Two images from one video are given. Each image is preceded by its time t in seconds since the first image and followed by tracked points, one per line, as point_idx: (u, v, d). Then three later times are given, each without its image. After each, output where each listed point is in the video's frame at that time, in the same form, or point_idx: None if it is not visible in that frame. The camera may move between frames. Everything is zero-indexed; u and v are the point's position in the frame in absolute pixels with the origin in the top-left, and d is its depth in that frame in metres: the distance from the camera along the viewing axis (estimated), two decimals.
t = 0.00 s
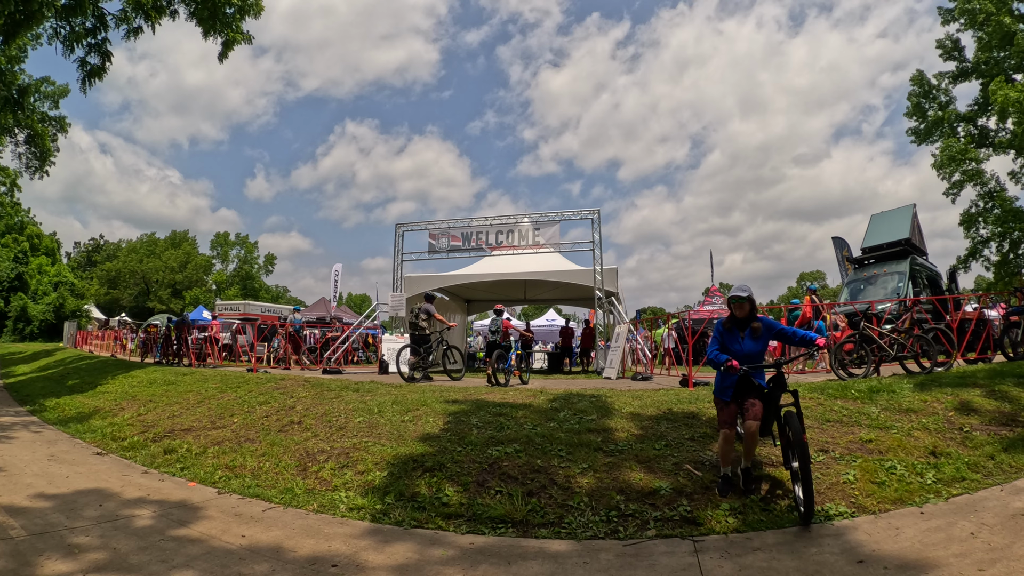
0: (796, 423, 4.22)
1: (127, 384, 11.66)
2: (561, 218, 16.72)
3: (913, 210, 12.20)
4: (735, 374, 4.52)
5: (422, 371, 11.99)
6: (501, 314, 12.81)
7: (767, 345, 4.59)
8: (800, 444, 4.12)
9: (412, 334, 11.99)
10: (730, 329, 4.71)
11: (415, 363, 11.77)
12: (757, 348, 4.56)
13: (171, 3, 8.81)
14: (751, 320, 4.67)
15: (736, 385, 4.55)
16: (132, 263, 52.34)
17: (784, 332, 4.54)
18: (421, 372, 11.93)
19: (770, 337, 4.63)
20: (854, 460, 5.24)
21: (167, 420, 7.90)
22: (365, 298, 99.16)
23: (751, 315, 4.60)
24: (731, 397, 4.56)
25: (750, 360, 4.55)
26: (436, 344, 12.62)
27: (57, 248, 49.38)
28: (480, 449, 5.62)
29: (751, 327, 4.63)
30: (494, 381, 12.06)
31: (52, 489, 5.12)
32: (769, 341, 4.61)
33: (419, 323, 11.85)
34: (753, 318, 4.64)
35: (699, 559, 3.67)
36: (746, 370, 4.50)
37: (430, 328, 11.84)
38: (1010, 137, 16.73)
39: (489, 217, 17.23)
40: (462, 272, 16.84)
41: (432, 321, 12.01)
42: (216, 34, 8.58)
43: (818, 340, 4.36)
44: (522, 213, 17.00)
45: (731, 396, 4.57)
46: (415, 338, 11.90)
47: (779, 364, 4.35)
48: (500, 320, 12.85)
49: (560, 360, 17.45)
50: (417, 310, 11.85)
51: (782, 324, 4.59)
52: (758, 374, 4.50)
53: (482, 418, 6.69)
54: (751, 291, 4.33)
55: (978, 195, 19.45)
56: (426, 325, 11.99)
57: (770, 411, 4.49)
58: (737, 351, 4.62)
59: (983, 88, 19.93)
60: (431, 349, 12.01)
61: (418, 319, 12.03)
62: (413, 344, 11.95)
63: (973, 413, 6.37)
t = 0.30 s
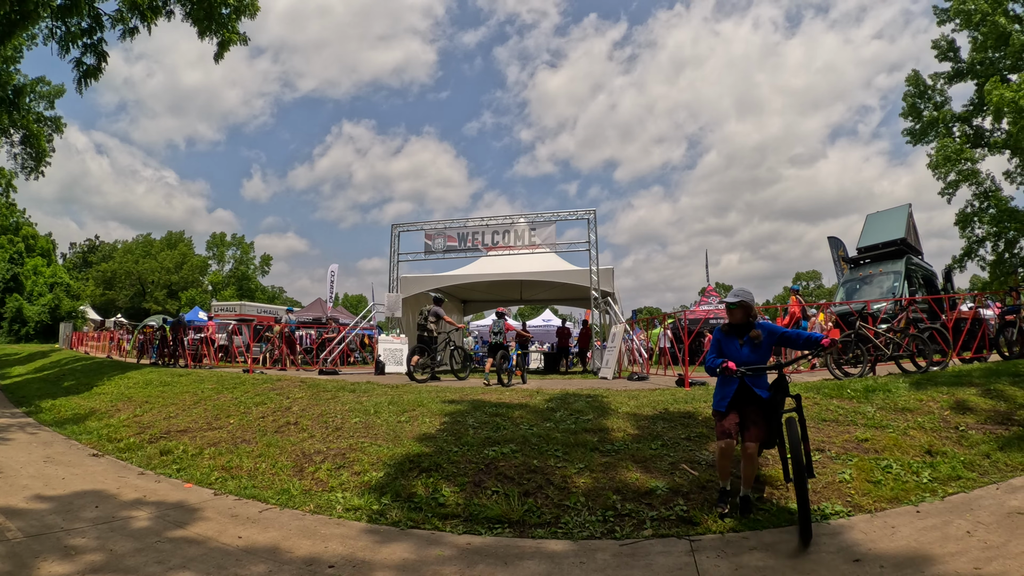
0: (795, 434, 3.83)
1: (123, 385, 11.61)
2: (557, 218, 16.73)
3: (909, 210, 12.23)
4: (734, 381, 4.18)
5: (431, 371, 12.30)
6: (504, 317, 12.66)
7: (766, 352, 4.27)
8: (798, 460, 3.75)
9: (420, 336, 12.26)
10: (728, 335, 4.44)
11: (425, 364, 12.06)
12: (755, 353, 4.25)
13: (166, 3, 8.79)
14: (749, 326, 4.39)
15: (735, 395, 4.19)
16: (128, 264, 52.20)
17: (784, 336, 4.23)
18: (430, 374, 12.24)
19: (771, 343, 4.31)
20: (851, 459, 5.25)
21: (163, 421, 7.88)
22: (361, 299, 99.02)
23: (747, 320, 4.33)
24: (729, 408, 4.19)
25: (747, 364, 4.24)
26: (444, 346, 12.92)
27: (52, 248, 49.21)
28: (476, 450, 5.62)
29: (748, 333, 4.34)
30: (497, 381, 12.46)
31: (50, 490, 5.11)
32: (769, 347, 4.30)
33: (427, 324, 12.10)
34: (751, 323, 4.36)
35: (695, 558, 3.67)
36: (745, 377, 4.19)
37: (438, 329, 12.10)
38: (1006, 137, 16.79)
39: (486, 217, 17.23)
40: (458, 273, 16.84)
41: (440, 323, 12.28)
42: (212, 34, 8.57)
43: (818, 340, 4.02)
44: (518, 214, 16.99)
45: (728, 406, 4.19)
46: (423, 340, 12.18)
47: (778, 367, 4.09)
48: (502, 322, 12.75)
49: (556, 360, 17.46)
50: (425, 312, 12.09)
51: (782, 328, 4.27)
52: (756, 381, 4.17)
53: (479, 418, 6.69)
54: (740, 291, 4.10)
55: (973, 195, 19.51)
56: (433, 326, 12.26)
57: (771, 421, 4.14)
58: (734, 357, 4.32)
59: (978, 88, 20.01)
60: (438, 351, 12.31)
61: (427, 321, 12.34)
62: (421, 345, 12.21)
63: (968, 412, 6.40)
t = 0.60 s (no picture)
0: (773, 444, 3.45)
1: (118, 387, 11.56)
2: (552, 218, 16.74)
3: (903, 209, 12.27)
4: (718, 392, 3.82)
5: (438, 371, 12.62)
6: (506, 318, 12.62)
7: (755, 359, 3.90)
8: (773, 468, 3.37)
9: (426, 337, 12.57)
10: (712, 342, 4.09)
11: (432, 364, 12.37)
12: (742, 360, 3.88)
13: (162, 4, 8.77)
14: (735, 334, 4.04)
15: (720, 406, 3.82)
16: (123, 265, 52.07)
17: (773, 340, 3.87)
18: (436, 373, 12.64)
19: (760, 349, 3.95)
20: (846, 459, 5.26)
21: (159, 422, 7.87)
22: (357, 300, 98.87)
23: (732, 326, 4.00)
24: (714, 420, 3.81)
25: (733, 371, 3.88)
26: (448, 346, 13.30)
27: (47, 249, 49.03)
28: (472, 450, 5.62)
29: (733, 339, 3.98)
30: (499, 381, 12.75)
31: (45, 492, 5.09)
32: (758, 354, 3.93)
33: (433, 326, 12.41)
34: (737, 329, 4.01)
35: (691, 558, 3.68)
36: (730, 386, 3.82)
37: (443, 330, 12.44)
38: (1000, 137, 16.87)
39: (481, 217, 17.23)
40: (454, 273, 16.83)
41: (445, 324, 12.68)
42: (207, 35, 8.55)
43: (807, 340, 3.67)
44: (514, 214, 16.99)
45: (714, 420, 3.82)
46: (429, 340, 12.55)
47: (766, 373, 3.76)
48: (503, 322, 12.75)
49: (552, 360, 17.48)
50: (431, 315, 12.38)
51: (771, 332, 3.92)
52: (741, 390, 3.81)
53: (474, 419, 6.69)
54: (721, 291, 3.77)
55: (968, 194, 19.59)
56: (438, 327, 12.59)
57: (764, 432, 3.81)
58: (718, 365, 3.95)
59: (973, 89, 20.09)
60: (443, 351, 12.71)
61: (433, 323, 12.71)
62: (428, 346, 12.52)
63: (963, 410, 6.43)
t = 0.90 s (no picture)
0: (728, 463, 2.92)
1: (113, 388, 11.52)
2: (547, 219, 16.75)
3: (897, 209, 12.32)
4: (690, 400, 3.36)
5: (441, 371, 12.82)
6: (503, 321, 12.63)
7: (736, 360, 3.35)
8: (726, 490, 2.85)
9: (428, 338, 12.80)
10: (692, 337, 3.58)
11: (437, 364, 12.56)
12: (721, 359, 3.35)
13: (156, 4, 8.74)
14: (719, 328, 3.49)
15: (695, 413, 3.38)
16: (118, 266, 51.87)
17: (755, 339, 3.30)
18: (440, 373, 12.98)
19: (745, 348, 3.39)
20: (840, 457, 5.29)
21: (154, 423, 7.84)
22: (353, 300, 98.70)
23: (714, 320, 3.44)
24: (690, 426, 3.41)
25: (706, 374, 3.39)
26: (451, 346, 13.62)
27: (41, 250, 48.79)
28: (467, 450, 5.62)
29: (712, 336, 3.44)
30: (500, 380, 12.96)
31: (41, 494, 5.07)
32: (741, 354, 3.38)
33: (436, 327, 12.68)
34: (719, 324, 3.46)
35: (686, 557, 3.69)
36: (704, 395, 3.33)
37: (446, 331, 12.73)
38: (994, 137, 16.95)
39: (476, 218, 17.22)
40: (449, 274, 16.82)
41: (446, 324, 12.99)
42: (201, 35, 8.52)
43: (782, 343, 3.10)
44: (509, 214, 16.99)
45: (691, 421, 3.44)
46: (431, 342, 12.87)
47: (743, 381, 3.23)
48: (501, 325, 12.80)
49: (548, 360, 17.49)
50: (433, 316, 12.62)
51: (753, 329, 3.34)
52: (717, 396, 3.26)
53: (470, 419, 6.69)
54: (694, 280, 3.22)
55: (962, 194, 19.66)
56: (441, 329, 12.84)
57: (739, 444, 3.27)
58: (693, 365, 3.46)
59: (967, 89, 20.18)
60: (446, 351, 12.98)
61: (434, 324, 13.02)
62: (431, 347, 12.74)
63: (958, 409, 6.46)
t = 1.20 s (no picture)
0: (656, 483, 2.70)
1: (108, 389, 11.48)
2: (542, 219, 16.76)
3: (892, 209, 12.35)
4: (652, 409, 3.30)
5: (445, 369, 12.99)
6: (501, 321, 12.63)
7: (702, 364, 3.24)
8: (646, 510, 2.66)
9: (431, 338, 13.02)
10: (662, 338, 3.48)
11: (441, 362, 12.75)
12: (686, 365, 3.26)
13: (151, 4, 8.72)
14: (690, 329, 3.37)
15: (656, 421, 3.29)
16: (113, 266, 51.68)
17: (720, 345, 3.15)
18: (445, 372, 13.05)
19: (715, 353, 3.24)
20: (835, 456, 5.31)
21: (149, 424, 7.83)
22: (349, 301, 98.57)
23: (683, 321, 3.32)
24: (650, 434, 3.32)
25: (669, 377, 3.32)
26: (453, 347, 13.76)
27: (36, 251, 48.59)
28: (462, 450, 5.62)
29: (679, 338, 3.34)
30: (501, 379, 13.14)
31: (36, 495, 5.05)
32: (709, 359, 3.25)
33: (439, 326, 12.95)
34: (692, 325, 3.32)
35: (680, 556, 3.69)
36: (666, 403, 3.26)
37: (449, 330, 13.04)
38: (988, 137, 17.03)
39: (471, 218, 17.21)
40: (445, 274, 16.82)
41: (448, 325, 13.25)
42: (196, 35, 8.51)
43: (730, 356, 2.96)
44: (504, 214, 16.99)
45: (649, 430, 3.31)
46: (434, 341, 13.01)
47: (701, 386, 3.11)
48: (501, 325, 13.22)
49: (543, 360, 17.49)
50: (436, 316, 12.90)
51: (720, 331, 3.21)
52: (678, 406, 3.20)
53: (465, 419, 6.70)
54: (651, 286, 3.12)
55: (957, 194, 19.73)
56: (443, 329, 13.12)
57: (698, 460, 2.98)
58: (659, 366, 3.38)
59: (961, 89, 20.26)
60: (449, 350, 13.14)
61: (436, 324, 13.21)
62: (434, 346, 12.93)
63: (952, 408, 6.49)
